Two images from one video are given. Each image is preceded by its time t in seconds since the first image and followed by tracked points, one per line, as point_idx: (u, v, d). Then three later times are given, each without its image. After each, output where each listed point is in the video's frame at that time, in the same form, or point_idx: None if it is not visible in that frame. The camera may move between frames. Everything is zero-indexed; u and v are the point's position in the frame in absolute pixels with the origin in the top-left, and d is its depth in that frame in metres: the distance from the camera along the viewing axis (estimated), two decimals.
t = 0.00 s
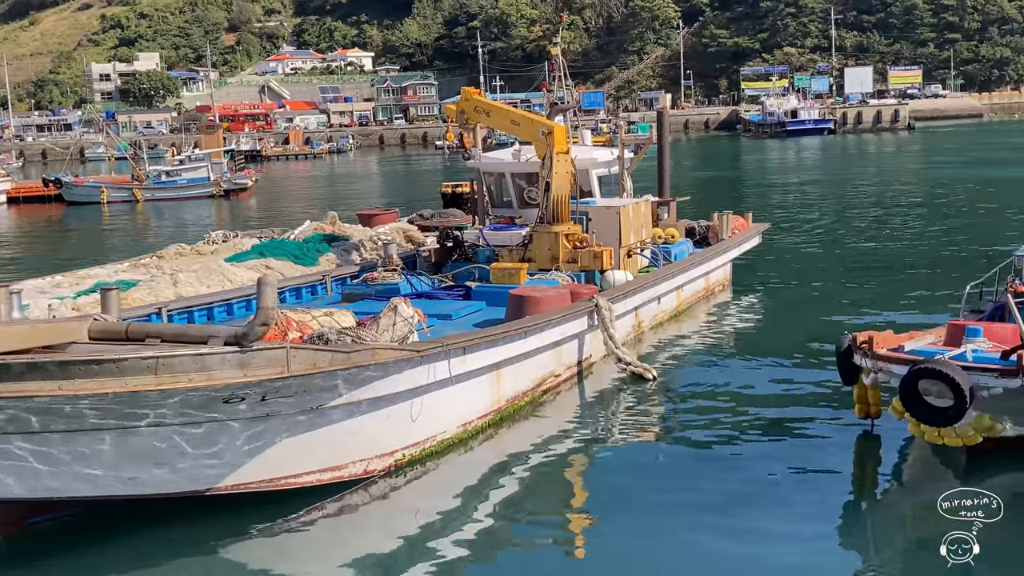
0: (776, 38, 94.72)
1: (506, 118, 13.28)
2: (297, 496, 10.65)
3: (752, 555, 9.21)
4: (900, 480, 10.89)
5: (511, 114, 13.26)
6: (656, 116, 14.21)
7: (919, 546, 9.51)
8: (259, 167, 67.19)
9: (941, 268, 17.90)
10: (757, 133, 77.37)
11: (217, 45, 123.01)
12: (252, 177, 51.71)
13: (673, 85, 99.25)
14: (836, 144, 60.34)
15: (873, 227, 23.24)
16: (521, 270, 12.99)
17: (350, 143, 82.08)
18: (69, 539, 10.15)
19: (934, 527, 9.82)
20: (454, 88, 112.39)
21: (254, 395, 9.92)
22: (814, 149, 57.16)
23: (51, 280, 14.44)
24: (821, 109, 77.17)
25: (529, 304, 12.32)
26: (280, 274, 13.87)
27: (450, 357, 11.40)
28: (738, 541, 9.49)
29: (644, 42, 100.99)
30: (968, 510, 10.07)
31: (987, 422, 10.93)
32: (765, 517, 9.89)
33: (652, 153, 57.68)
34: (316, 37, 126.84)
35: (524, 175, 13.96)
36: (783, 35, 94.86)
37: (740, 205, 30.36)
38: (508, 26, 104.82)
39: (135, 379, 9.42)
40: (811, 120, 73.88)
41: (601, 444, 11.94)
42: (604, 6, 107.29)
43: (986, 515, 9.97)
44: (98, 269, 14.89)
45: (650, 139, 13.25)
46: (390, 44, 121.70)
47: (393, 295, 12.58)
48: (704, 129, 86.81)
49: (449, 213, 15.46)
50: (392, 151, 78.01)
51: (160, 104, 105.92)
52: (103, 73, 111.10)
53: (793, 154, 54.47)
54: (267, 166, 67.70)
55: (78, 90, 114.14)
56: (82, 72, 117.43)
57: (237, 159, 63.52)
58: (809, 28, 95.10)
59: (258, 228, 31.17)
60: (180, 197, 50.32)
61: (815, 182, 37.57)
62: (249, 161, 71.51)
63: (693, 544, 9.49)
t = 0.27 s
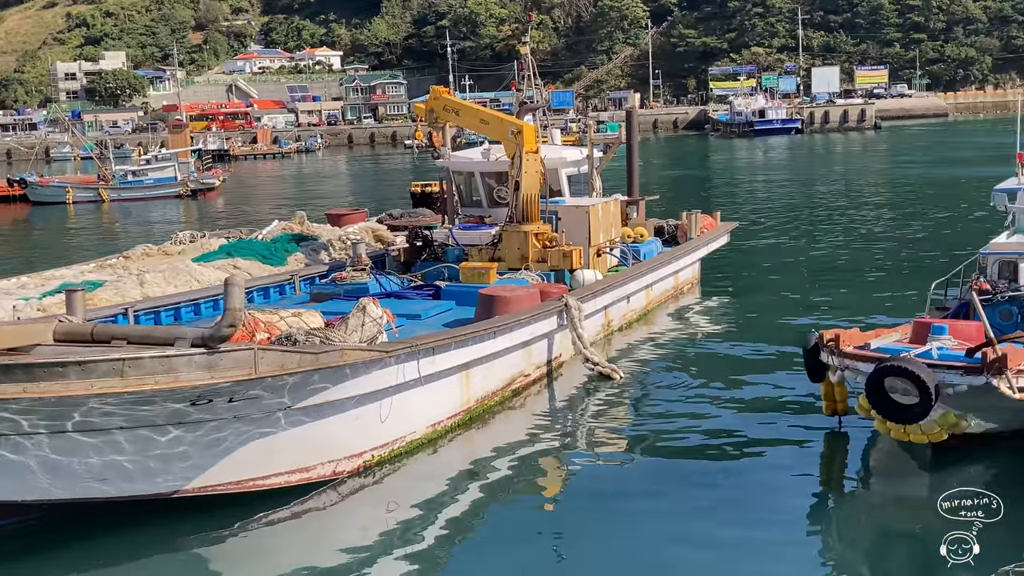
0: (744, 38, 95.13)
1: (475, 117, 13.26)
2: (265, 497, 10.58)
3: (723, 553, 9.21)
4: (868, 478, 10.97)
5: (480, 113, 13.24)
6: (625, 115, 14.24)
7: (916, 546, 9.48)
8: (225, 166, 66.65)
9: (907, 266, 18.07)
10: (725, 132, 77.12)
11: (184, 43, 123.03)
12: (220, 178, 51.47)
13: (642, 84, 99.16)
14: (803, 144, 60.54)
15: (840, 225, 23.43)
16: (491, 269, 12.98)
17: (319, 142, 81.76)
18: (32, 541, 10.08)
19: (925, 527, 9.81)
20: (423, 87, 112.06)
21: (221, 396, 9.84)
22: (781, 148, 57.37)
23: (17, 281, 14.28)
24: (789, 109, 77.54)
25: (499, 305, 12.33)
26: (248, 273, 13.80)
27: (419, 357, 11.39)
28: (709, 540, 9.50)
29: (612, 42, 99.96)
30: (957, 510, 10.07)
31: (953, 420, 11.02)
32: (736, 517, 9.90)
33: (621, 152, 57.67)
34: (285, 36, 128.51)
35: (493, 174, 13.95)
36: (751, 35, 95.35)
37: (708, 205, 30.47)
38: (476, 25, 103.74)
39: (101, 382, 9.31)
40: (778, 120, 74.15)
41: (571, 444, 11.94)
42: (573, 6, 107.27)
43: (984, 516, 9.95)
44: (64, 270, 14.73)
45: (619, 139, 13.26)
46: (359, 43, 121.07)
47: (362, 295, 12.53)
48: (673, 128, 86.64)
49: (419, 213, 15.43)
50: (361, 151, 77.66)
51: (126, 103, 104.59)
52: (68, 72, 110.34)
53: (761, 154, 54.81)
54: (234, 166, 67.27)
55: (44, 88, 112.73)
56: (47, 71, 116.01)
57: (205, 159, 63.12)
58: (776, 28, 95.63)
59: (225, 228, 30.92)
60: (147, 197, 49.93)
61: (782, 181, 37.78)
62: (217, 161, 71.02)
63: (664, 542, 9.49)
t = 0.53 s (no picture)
0: (714, 38, 95.43)
1: (446, 116, 13.23)
2: (235, 499, 10.49)
3: (694, 555, 9.25)
4: (837, 476, 11.04)
5: (451, 112, 13.21)
6: (596, 115, 14.22)
7: (911, 548, 9.48)
8: (194, 165, 66.05)
9: (874, 264, 18.23)
10: (695, 132, 77.06)
11: (153, 44, 119.11)
12: (189, 177, 51.09)
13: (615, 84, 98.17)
14: (774, 144, 60.99)
15: (809, 224, 23.59)
16: (462, 269, 12.99)
17: (289, 141, 81.22)
18: None
19: (914, 529, 9.82)
20: (394, 87, 111.72)
21: (190, 399, 9.76)
22: (751, 149, 57.46)
23: None
24: (759, 108, 77.67)
25: (470, 304, 12.33)
26: (218, 274, 13.75)
27: (390, 358, 11.36)
28: (681, 542, 9.53)
29: (584, 41, 100.47)
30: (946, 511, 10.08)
31: (920, 419, 11.09)
32: (704, 518, 9.95)
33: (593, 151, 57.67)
34: (254, 35, 124.62)
35: (464, 173, 13.95)
36: (720, 35, 95.72)
37: (679, 204, 30.52)
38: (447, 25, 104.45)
39: (68, 384, 9.30)
40: (749, 119, 74.24)
41: (543, 445, 11.94)
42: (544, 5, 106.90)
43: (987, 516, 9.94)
44: (31, 271, 14.59)
45: (589, 138, 13.28)
46: (329, 42, 120.13)
47: (332, 295, 12.49)
48: (644, 128, 86.65)
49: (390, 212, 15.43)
50: (331, 150, 77.26)
51: (95, 102, 102.85)
52: (35, 71, 106.87)
53: (732, 153, 55.01)
54: (205, 166, 66.78)
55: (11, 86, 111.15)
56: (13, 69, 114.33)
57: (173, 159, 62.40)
58: (746, 28, 95.92)
59: (194, 227, 30.72)
60: (115, 196, 49.56)
61: (751, 181, 37.91)
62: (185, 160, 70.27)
63: (637, 544, 9.52)
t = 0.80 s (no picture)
0: (686, 38, 95.70)
1: (419, 115, 13.18)
2: (206, 499, 10.44)
3: (669, 551, 9.25)
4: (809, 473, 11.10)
5: (424, 111, 13.15)
6: (570, 114, 14.20)
7: (902, 544, 9.44)
8: (164, 164, 65.49)
9: (846, 263, 18.37)
10: (669, 132, 76.57)
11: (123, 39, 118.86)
12: (160, 176, 51.00)
13: (586, 83, 99.65)
14: (745, 143, 61.60)
15: (781, 223, 23.76)
16: (435, 269, 12.97)
17: (262, 139, 80.80)
18: None
19: (899, 525, 9.81)
20: (367, 86, 111.41)
21: (160, 400, 9.71)
22: (723, 148, 57.62)
23: None
24: (731, 108, 77.81)
25: (443, 305, 12.32)
26: (189, 273, 13.69)
27: (362, 358, 11.33)
28: (657, 539, 9.51)
29: (557, 40, 100.26)
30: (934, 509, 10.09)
31: (889, 418, 11.15)
32: (675, 514, 9.98)
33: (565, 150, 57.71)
34: (225, 33, 124.63)
35: (438, 172, 13.93)
36: (693, 35, 95.86)
37: (652, 203, 30.60)
38: (420, 23, 103.89)
39: (36, 385, 9.22)
40: (721, 119, 74.40)
41: (516, 444, 11.93)
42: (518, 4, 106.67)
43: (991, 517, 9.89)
44: None
45: (563, 138, 13.27)
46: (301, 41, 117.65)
47: (305, 296, 12.45)
48: (617, 127, 86.73)
49: (363, 211, 15.40)
50: (304, 149, 76.93)
51: (65, 100, 100.63)
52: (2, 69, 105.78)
53: (705, 152, 55.23)
54: (176, 165, 66.29)
55: None
56: None
57: (144, 158, 61.85)
58: (718, 28, 96.00)
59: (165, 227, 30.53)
60: (85, 196, 49.27)
61: (723, 180, 38.07)
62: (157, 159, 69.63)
63: (611, 540, 9.50)
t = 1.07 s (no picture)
0: (660, 37, 95.87)
1: (393, 113, 13.14)
2: (179, 499, 10.37)
3: (645, 551, 9.26)
4: (779, 472, 11.17)
5: (398, 110, 13.12)
6: (544, 113, 14.20)
7: (883, 544, 9.49)
8: (136, 163, 64.80)
9: (818, 261, 18.51)
10: (642, 131, 76.45)
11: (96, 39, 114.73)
12: (132, 175, 50.84)
13: (561, 82, 99.71)
14: (719, 142, 62.04)
15: (754, 222, 23.90)
16: (409, 268, 12.95)
17: (234, 138, 80.31)
18: None
19: (875, 526, 9.86)
20: (341, 84, 110.96)
21: (133, 401, 9.64)
22: (696, 148, 57.76)
23: None
24: (704, 107, 77.90)
25: (417, 304, 12.33)
26: (161, 273, 13.64)
27: (336, 358, 11.30)
28: (631, 539, 9.54)
29: (531, 40, 100.27)
30: (907, 510, 10.17)
31: (860, 416, 11.25)
32: (648, 513, 10.03)
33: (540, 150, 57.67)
34: (198, 31, 121.65)
35: (412, 171, 13.92)
36: (666, 34, 95.97)
37: (625, 202, 30.68)
38: (394, 22, 104.01)
39: (9, 387, 9.11)
40: (694, 119, 74.52)
41: (490, 442, 11.94)
42: (491, 4, 106.39)
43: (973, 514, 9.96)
44: None
45: (537, 137, 13.28)
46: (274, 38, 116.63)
47: (278, 295, 12.41)
48: (591, 127, 86.76)
49: (338, 210, 15.36)
50: (278, 148, 76.68)
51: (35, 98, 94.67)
52: None
53: (679, 152, 55.47)
54: (148, 163, 65.73)
55: None
56: None
57: (115, 157, 61.31)
58: (692, 28, 96.09)
59: (137, 226, 30.32)
60: (57, 194, 48.77)
61: (696, 179, 38.19)
62: (129, 157, 69.05)
63: (585, 540, 9.52)
